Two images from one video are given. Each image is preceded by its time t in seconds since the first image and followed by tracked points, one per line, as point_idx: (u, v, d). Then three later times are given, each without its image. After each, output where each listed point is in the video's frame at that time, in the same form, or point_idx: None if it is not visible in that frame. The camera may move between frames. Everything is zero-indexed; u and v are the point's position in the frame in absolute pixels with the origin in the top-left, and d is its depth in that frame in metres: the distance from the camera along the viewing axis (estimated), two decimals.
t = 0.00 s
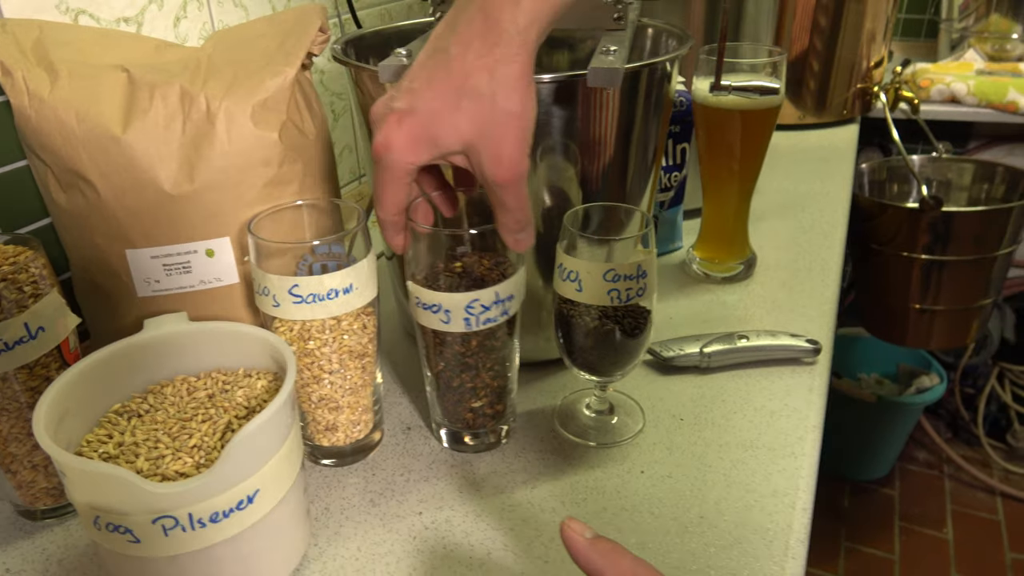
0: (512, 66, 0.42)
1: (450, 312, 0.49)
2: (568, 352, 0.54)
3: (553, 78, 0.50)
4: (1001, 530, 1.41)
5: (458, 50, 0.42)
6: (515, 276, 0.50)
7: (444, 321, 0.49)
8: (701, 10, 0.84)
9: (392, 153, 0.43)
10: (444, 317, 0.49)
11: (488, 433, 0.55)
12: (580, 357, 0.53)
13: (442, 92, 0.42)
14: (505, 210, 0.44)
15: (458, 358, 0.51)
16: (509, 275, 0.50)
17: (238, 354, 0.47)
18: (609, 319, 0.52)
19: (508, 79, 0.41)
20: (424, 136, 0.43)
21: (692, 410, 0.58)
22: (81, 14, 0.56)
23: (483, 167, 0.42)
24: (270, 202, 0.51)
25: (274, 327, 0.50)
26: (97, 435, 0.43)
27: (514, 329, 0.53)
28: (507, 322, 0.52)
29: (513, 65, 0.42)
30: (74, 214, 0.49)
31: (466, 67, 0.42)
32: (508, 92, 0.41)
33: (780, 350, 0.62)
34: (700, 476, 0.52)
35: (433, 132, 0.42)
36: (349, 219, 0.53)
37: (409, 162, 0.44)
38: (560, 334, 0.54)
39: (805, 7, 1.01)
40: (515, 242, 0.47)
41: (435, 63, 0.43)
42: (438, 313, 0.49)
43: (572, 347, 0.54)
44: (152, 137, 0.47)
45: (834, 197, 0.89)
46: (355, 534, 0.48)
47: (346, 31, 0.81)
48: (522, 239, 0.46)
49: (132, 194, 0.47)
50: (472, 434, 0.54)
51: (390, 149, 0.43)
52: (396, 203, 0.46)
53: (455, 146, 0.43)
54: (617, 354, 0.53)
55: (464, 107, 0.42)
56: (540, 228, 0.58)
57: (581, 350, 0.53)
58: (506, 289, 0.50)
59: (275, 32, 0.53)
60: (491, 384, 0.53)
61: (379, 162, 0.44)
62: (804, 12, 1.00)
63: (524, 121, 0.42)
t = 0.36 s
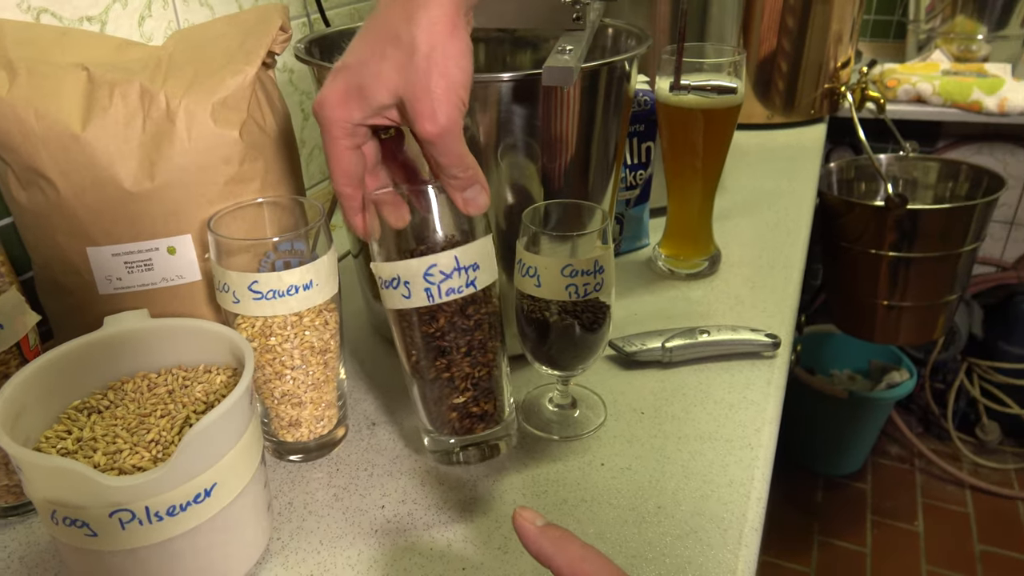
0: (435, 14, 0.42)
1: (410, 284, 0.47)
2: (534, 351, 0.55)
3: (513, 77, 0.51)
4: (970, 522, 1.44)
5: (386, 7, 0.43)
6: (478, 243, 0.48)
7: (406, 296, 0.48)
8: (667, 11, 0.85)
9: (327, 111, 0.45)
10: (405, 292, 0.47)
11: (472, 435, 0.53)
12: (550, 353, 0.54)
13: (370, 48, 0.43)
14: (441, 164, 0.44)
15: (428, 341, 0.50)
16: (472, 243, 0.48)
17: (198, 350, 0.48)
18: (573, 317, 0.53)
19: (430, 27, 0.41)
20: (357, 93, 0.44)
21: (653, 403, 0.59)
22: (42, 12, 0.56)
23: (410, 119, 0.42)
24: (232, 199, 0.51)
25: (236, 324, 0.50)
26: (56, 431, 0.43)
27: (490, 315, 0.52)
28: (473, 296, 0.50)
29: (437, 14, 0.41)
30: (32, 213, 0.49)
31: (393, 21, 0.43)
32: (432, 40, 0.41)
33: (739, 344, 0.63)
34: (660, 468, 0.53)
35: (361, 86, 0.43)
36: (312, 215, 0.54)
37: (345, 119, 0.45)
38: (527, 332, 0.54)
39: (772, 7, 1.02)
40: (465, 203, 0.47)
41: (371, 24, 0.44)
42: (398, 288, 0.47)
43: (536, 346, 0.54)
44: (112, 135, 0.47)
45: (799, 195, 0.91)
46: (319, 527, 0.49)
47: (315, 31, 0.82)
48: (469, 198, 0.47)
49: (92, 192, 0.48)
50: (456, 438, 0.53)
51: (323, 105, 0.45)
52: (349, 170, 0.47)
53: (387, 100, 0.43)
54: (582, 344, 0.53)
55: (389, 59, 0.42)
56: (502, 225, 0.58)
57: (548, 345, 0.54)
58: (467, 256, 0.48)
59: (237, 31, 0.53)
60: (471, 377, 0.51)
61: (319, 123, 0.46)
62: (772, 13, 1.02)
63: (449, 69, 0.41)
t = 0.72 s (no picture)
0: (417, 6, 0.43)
1: (392, 279, 0.47)
2: (523, 354, 0.55)
3: (500, 80, 0.51)
4: (959, 519, 1.45)
5: None
6: (461, 236, 0.48)
7: (388, 292, 0.47)
8: (655, 13, 0.86)
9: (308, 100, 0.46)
10: (387, 287, 0.47)
11: (455, 437, 0.53)
12: (544, 353, 0.54)
13: (353, 39, 0.45)
14: (422, 152, 0.44)
15: (411, 338, 0.49)
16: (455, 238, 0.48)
17: (187, 353, 0.48)
18: (560, 318, 0.53)
19: (410, 17, 0.43)
20: (338, 82, 0.45)
21: (641, 403, 0.60)
22: (29, 16, 0.55)
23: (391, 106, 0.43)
24: (220, 202, 0.52)
25: (224, 327, 0.51)
26: (44, 434, 0.43)
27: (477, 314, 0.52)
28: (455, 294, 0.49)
29: (417, 4, 0.43)
30: (19, 217, 0.49)
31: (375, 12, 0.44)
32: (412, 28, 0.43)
33: (727, 345, 0.63)
34: (647, 467, 0.53)
35: (342, 75, 0.45)
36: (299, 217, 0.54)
37: (327, 108, 0.46)
38: (520, 335, 0.54)
39: (760, 9, 1.03)
40: (447, 195, 0.47)
41: (356, 17, 0.46)
42: (380, 283, 0.47)
43: (526, 349, 0.55)
44: (99, 139, 0.47)
45: (786, 196, 0.92)
46: (308, 529, 0.49)
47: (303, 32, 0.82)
48: (452, 190, 0.46)
49: (80, 196, 0.48)
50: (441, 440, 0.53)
51: (304, 94, 0.46)
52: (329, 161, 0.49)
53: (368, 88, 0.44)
54: (572, 339, 0.53)
55: (371, 48, 0.44)
56: (490, 227, 0.59)
57: (539, 343, 0.54)
58: (450, 251, 0.47)
59: (224, 34, 0.53)
60: (456, 377, 0.51)
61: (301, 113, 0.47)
62: (760, 14, 1.03)
63: (429, 56, 0.43)
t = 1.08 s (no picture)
0: None
1: (393, 285, 0.46)
2: (516, 355, 0.55)
3: (492, 81, 0.51)
4: (950, 517, 1.46)
5: None
6: (461, 239, 0.48)
7: (388, 298, 0.46)
8: (646, 13, 0.86)
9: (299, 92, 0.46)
10: (387, 293, 0.46)
11: (460, 446, 0.52)
12: (540, 355, 0.54)
13: (349, 28, 0.44)
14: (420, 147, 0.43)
15: (413, 346, 0.48)
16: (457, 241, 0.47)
17: (179, 354, 0.48)
18: (555, 319, 0.53)
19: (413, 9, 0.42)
20: (332, 73, 0.45)
21: (633, 403, 0.60)
22: (19, 16, 0.55)
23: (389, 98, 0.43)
24: (212, 203, 0.52)
25: (216, 328, 0.50)
26: (35, 436, 0.43)
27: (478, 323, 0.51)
28: (455, 297, 0.49)
29: None
30: (9, 218, 0.49)
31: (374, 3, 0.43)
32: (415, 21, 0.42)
33: (718, 344, 0.64)
34: (639, 466, 0.54)
35: (336, 66, 0.44)
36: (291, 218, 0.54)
37: (318, 99, 0.46)
38: (515, 336, 0.54)
39: (752, 9, 1.03)
40: (448, 195, 0.46)
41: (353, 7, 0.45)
42: (380, 290, 0.46)
43: (520, 350, 0.55)
44: (91, 140, 0.47)
45: (778, 196, 0.92)
46: (301, 529, 0.49)
47: (295, 33, 0.82)
48: (453, 189, 0.45)
49: (71, 196, 0.47)
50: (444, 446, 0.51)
51: (296, 85, 0.45)
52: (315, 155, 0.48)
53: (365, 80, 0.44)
54: (567, 339, 0.54)
55: (369, 38, 0.43)
56: (482, 227, 0.59)
57: (535, 343, 0.54)
58: (452, 254, 0.47)
59: (215, 34, 0.53)
60: (459, 383, 0.50)
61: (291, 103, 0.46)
62: (751, 15, 1.03)
63: (431, 49, 0.42)
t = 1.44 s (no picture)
0: (486, 99, 0.35)
1: (402, 405, 0.42)
2: (508, 355, 0.56)
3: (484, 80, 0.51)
4: (943, 514, 1.47)
5: (425, 77, 0.34)
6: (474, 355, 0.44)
7: (393, 414, 0.42)
8: (638, 14, 0.87)
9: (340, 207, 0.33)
10: (393, 410, 0.42)
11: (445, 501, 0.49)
12: (532, 354, 0.54)
13: (409, 130, 0.33)
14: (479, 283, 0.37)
15: (409, 446, 0.45)
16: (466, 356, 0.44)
17: (171, 355, 0.48)
18: (546, 320, 0.53)
19: (484, 115, 0.35)
20: (386, 187, 0.33)
21: (626, 402, 0.60)
22: (10, 18, 0.55)
23: (464, 231, 0.35)
24: (205, 203, 0.52)
25: (210, 329, 0.51)
26: (27, 438, 0.43)
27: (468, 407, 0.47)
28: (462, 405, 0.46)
29: (491, 105, 0.35)
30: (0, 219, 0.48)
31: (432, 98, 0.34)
32: (486, 131, 0.35)
33: (710, 343, 0.64)
34: (632, 466, 0.54)
35: (394, 181, 0.33)
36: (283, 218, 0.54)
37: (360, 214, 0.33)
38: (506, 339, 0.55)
39: (743, 9, 1.03)
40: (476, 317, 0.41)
41: (391, 89, 0.34)
42: (386, 406, 0.42)
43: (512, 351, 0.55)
44: (82, 141, 0.47)
45: (770, 195, 0.93)
46: (293, 530, 0.49)
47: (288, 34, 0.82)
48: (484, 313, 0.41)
49: (63, 198, 0.47)
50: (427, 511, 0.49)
51: (341, 199, 0.33)
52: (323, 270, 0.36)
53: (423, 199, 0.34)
54: (556, 343, 0.54)
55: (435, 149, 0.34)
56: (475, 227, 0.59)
57: (527, 347, 0.54)
58: (464, 372, 0.44)
59: (208, 35, 0.53)
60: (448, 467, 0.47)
61: (316, 215, 0.33)
62: (743, 15, 1.04)
63: (502, 174, 0.35)
